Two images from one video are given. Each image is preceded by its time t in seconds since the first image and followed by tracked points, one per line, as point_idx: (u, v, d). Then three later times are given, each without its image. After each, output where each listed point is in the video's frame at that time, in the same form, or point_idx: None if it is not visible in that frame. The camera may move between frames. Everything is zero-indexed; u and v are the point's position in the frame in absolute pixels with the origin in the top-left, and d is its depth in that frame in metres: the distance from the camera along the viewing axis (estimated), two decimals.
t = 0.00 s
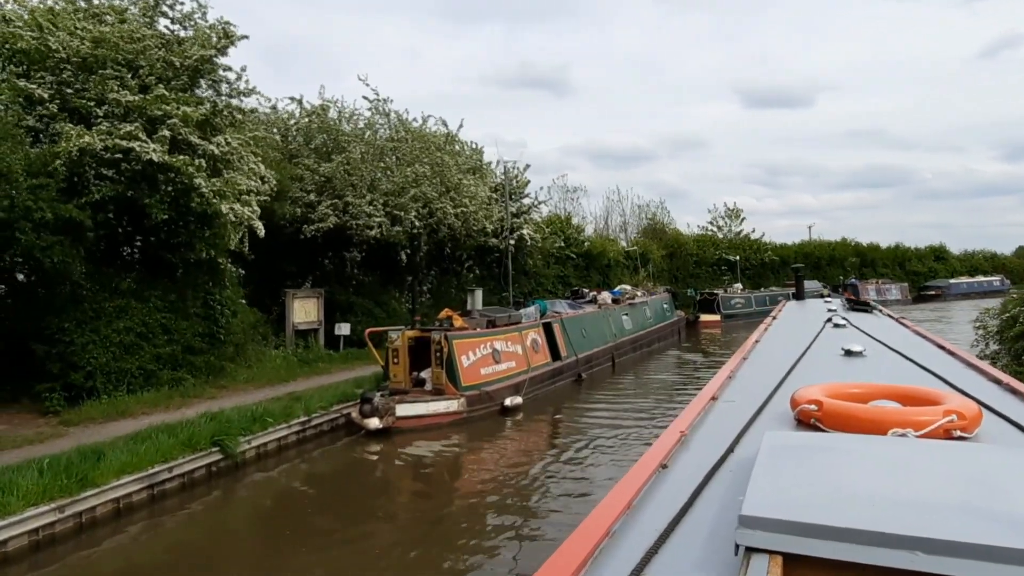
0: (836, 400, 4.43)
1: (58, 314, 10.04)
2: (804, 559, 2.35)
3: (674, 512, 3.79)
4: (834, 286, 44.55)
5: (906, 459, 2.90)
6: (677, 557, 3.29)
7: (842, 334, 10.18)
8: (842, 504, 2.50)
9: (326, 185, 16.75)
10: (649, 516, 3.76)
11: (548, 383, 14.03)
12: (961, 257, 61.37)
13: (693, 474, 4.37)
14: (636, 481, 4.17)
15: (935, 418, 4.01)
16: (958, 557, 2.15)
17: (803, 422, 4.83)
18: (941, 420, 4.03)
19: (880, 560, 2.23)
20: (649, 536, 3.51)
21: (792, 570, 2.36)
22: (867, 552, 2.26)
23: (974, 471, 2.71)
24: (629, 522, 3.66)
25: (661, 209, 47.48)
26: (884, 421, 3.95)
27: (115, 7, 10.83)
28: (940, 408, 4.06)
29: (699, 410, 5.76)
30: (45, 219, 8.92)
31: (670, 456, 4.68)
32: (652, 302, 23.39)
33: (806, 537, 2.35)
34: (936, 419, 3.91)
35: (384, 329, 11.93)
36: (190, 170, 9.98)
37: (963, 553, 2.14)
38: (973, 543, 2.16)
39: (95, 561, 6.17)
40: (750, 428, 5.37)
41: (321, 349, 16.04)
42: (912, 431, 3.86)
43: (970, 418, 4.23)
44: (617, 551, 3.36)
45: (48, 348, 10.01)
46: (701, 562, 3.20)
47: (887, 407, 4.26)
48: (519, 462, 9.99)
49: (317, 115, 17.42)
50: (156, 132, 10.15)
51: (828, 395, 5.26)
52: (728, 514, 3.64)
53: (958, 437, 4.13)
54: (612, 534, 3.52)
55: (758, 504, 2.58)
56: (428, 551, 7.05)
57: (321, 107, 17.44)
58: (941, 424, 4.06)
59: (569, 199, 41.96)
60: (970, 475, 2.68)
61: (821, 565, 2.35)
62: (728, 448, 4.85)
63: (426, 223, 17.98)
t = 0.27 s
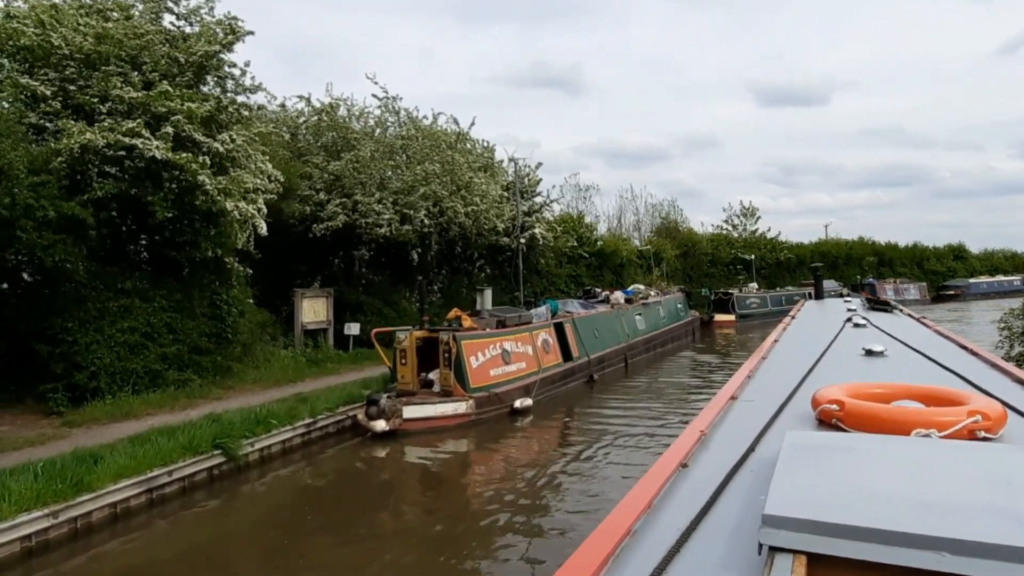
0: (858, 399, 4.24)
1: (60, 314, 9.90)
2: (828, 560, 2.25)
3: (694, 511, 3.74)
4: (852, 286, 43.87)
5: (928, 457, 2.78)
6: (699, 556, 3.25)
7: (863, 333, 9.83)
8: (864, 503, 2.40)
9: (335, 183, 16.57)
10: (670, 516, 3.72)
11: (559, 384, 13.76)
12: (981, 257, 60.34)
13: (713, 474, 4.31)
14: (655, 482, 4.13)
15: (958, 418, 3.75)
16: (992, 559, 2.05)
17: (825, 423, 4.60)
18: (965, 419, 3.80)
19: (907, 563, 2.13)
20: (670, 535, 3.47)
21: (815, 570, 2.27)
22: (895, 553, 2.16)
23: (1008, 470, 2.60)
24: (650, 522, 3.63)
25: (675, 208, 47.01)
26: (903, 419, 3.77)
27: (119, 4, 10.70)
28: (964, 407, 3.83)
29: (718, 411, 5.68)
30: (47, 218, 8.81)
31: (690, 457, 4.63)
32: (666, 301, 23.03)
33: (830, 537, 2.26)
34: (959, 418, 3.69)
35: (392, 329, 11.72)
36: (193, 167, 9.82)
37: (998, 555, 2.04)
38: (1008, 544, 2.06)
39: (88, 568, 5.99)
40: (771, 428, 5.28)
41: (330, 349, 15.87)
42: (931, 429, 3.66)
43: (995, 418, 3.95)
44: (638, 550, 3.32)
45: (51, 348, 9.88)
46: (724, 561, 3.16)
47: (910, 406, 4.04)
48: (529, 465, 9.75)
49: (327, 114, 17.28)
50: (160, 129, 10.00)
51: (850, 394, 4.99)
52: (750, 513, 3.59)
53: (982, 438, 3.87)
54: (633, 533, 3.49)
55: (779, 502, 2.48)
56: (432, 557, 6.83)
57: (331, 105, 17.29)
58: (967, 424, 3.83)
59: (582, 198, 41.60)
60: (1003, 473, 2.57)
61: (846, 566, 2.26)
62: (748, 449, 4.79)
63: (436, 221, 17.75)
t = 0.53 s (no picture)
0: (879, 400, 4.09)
1: (60, 313, 9.77)
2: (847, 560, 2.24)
3: (712, 512, 3.75)
4: (867, 286, 43.26)
5: (944, 458, 2.76)
6: (718, 556, 3.26)
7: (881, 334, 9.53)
8: (881, 503, 2.40)
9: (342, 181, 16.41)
10: (688, 516, 3.73)
11: (568, 386, 13.52)
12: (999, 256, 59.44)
13: (731, 475, 4.31)
14: (672, 483, 4.13)
15: (977, 420, 3.60)
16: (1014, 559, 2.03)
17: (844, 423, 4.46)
18: (987, 421, 3.62)
19: (923, 563, 2.12)
20: (689, 536, 3.47)
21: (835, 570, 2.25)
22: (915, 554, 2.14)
23: None
24: (668, 523, 3.63)
25: (687, 207, 46.58)
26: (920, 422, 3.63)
27: None
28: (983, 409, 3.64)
29: (734, 412, 5.64)
30: (45, 216, 8.67)
31: (707, 457, 4.62)
32: (677, 301, 22.72)
33: (847, 537, 2.25)
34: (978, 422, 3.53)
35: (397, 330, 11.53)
36: (195, 165, 9.67)
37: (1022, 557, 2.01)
38: None
39: None
40: (788, 428, 5.24)
41: (336, 350, 15.71)
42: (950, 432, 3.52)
43: (1019, 419, 3.75)
44: (656, 551, 3.33)
45: (52, 348, 9.77)
46: (742, 561, 3.16)
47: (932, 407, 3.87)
48: (536, 468, 9.54)
49: (334, 112, 17.11)
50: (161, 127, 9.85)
51: (869, 395, 4.78)
52: (768, 514, 3.58)
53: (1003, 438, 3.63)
54: (651, 534, 3.50)
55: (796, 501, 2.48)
56: (434, 563, 6.64)
57: (338, 103, 17.10)
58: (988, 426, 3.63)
59: (592, 197, 41.26)
60: None
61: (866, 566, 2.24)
62: (766, 448, 4.76)
63: (444, 220, 17.56)
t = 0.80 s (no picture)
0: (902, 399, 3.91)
1: (60, 313, 9.65)
2: (870, 561, 2.13)
3: (731, 510, 3.61)
4: (883, 286, 42.63)
5: (969, 458, 2.62)
6: (738, 555, 3.13)
7: (901, 333, 9.19)
8: (902, 501, 2.29)
9: (349, 179, 16.22)
10: (706, 514, 3.59)
11: (577, 388, 13.26)
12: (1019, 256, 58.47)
13: (749, 473, 4.17)
14: (690, 480, 4.00)
15: (1001, 420, 3.39)
16: None
17: (864, 424, 4.25)
18: (1011, 421, 3.39)
19: (944, 563, 2.02)
20: (708, 534, 3.34)
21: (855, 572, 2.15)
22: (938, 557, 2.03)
23: None
24: (686, 521, 3.50)
25: (700, 206, 46.12)
26: (939, 422, 3.44)
27: None
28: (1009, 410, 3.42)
29: (751, 410, 5.49)
30: (44, 214, 8.53)
31: (723, 456, 4.48)
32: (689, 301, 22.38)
33: (867, 536, 2.14)
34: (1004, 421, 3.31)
35: (402, 330, 11.31)
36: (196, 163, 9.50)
37: None
38: None
39: None
40: (807, 427, 5.09)
41: (343, 349, 15.55)
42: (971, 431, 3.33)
43: None
44: (675, 549, 3.20)
45: (52, 348, 9.64)
46: (763, 561, 3.03)
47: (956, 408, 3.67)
48: (542, 471, 9.30)
49: (342, 109, 16.92)
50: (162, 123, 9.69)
51: (889, 395, 4.53)
52: (789, 513, 3.46)
53: None
54: (669, 531, 3.37)
55: (814, 498, 2.38)
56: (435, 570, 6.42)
57: (346, 101, 16.92)
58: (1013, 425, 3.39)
59: (604, 196, 40.93)
60: None
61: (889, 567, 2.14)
62: (785, 448, 4.62)
63: (453, 219, 17.34)
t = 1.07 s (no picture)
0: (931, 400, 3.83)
1: (67, 312, 9.56)
2: (898, 562, 2.11)
3: (756, 512, 3.61)
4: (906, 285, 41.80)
5: (1001, 459, 2.57)
6: (761, 558, 3.14)
7: (927, 333, 8.84)
8: (928, 501, 2.27)
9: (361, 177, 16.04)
10: (731, 515, 3.60)
11: (591, 389, 13.01)
12: None
13: (774, 474, 4.15)
14: (714, 481, 4.00)
15: None
16: None
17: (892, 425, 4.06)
18: None
19: (975, 566, 1.99)
20: (732, 535, 3.36)
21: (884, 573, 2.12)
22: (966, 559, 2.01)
23: None
24: (710, 522, 3.51)
25: (718, 204, 45.51)
26: (968, 421, 3.36)
27: None
28: None
29: (775, 409, 5.43)
30: (50, 212, 8.39)
31: (747, 456, 4.46)
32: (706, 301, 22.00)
33: (894, 538, 2.12)
34: None
35: (412, 330, 11.13)
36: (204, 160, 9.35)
37: None
38: None
39: None
40: (832, 427, 5.03)
41: (355, 349, 15.40)
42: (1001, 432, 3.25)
43: None
44: (699, 549, 3.23)
45: (59, 347, 9.55)
46: (787, 564, 3.04)
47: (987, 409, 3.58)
48: (554, 474, 9.07)
49: (355, 106, 16.73)
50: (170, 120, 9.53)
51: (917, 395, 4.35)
52: (814, 517, 3.44)
53: None
54: (693, 533, 3.38)
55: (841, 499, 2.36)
56: None
57: (359, 98, 16.75)
58: None
59: (621, 194, 40.47)
60: None
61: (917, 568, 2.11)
62: (810, 447, 4.58)
63: (466, 217, 17.12)
